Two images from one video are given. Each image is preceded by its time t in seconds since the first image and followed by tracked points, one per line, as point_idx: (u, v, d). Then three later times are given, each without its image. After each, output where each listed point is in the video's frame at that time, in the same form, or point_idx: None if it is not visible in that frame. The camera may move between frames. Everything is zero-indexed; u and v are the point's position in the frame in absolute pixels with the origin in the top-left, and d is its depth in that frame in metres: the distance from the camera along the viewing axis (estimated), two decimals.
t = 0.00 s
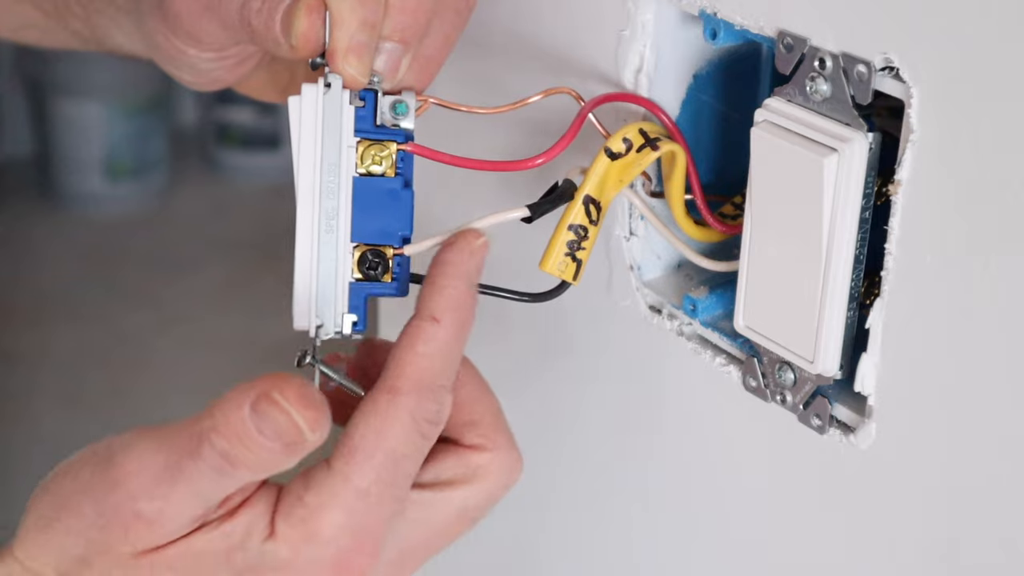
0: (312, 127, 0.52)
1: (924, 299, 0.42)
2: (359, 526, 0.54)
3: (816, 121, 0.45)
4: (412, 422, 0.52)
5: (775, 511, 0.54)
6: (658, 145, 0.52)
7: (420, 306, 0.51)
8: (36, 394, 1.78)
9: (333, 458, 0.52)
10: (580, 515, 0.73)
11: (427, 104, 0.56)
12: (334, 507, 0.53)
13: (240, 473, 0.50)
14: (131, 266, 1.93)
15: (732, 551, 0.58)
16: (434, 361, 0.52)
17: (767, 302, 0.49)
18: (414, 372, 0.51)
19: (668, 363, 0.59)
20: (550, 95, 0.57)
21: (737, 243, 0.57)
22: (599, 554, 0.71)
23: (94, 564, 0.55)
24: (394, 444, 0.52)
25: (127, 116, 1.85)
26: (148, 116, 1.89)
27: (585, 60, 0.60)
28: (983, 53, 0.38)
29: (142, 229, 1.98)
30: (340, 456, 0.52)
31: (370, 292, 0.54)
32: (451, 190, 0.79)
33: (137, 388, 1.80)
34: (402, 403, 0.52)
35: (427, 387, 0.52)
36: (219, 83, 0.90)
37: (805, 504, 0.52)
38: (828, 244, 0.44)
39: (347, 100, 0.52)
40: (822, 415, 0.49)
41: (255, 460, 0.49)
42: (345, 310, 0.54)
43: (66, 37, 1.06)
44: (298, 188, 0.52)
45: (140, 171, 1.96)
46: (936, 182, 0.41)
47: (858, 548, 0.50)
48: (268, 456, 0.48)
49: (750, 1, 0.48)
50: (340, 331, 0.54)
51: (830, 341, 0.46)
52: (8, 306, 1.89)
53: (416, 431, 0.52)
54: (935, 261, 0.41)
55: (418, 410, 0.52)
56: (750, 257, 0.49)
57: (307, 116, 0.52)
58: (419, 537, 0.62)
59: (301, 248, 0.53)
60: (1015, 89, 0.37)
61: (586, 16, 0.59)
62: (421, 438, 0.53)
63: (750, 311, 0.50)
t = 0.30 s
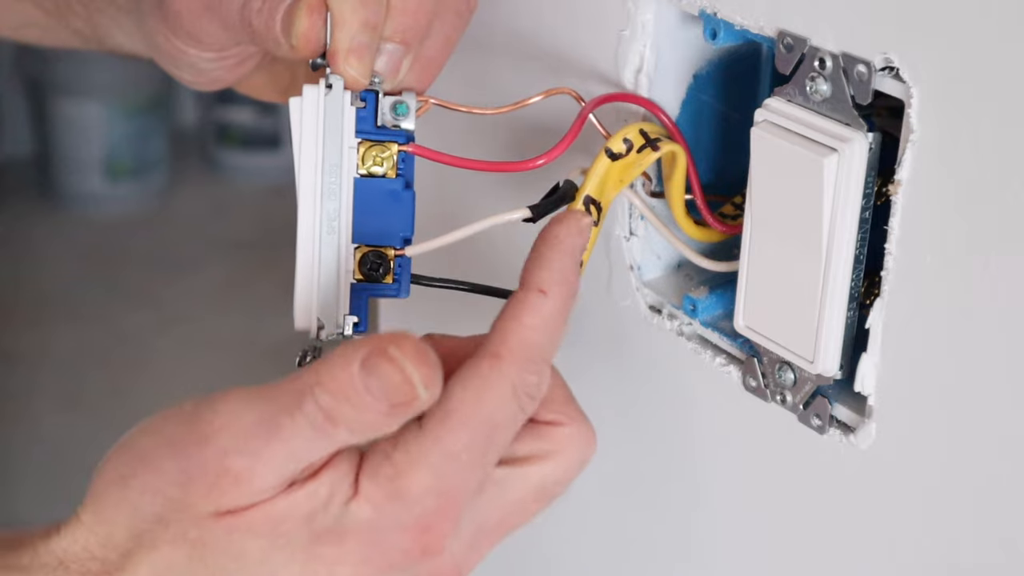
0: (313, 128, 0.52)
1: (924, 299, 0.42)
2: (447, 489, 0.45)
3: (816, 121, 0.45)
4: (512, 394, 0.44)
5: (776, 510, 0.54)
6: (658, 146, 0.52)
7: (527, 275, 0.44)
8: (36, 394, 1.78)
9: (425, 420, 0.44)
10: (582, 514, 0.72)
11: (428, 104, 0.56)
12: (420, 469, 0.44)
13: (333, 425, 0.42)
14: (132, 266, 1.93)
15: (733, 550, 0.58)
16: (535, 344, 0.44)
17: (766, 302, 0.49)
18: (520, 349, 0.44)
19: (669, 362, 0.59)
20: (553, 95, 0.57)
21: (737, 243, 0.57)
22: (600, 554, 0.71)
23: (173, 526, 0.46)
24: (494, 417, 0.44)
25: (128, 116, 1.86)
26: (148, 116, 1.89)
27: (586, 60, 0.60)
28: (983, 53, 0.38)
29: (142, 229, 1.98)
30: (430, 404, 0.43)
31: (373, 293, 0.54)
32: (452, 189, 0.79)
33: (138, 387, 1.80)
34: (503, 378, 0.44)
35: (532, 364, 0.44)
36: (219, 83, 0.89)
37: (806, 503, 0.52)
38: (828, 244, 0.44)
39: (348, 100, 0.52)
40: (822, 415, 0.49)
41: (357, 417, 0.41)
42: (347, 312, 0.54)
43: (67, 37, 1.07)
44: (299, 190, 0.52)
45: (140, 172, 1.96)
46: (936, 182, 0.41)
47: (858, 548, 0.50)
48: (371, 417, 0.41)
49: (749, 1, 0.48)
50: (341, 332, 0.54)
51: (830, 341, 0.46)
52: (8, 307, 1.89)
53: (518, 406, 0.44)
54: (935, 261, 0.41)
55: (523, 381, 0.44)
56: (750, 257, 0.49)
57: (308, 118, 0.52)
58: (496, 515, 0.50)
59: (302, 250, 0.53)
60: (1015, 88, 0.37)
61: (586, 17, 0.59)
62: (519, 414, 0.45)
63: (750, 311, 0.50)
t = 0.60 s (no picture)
0: (312, 129, 0.52)
1: (924, 299, 0.42)
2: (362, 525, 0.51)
3: (816, 121, 0.45)
4: (407, 418, 0.51)
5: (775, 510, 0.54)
6: (658, 146, 0.52)
7: (403, 301, 0.51)
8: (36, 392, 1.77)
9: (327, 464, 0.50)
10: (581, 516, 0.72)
11: (428, 104, 0.56)
12: (330, 511, 0.50)
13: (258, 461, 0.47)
14: (132, 267, 1.93)
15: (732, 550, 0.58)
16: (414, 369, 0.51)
17: (767, 302, 0.49)
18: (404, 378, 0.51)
19: (668, 363, 0.59)
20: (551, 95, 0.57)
21: (737, 244, 0.57)
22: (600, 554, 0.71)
23: (103, 556, 0.52)
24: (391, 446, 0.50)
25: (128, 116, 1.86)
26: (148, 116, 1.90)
27: (585, 61, 0.60)
28: (983, 53, 0.38)
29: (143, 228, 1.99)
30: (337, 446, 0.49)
31: (371, 294, 0.55)
32: (451, 190, 0.79)
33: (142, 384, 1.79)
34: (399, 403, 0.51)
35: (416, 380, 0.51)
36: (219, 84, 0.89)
37: (805, 503, 0.52)
38: (828, 244, 0.44)
39: (348, 102, 0.52)
40: (822, 415, 0.49)
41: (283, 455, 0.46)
42: (346, 313, 0.54)
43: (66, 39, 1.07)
44: (298, 191, 0.52)
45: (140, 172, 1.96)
46: (936, 182, 0.41)
47: (858, 548, 0.50)
48: (294, 453, 0.46)
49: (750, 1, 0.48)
50: (340, 332, 0.54)
51: (830, 341, 0.46)
52: (9, 306, 1.89)
53: (414, 430, 0.51)
54: (935, 261, 0.41)
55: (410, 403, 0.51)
56: (750, 257, 0.49)
57: (308, 118, 0.51)
58: (423, 554, 0.58)
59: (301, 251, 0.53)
60: (1015, 89, 0.37)
61: (585, 18, 0.59)
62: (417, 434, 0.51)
63: (750, 311, 0.50)
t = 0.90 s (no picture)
0: (315, 134, 0.51)
1: (924, 300, 0.42)
2: (282, 567, 0.48)
3: (816, 121, 0.45)
4: (318, 407, 0.48)
5: (775, 510, 0.54)
6: (658, 147, 0.52)
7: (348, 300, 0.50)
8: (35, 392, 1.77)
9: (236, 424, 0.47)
10: (580, 513, 0.72)
11: (430, 105, 0.56)
12: (217, 471, 0.45)
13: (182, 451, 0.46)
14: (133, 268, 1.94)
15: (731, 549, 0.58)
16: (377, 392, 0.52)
17: (767, 303, 0.49)
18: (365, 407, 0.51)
19: (668, 362, 0.59)
20: (549, 96, 0.57)
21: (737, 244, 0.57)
22: (600, 553, 0.71)
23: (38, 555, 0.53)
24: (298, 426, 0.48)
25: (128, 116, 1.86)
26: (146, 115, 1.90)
27: (585, 61, 0.60)
28: (983, 53, 0.38)
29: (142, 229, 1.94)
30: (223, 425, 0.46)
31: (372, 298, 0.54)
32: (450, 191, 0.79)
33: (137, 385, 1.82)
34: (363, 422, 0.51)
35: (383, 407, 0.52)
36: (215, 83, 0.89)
37: (805, 503, 0.52)
38: (828, 244, 0.44)
39: (352, 105, 0.52)
40: (822, 415, 0.49)
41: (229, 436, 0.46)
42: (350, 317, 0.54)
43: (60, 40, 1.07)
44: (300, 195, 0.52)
45: (140, 171, 1.95)
46: (936, 183, 0.41)
47: (858, 548, 0.50)
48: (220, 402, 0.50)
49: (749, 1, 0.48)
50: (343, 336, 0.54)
51: (830, 341, 0.46)
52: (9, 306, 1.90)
53: (323, 418, 0.48)
54: (935, 261, 0.41)
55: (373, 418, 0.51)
56: (750, 257, 0.49)
57: (310, 122, 0.51)
58: None
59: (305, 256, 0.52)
60: (1015, 89, 0.37)
61: (585, 19, 0.59)
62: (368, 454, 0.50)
63: (750, 311, 0.50)
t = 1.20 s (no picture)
0: (326, 207, 0.48)
1: (924, 300, 0.42)
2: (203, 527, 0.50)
3: (816, 121, 0.45)
4: (269, 368, 0.49)
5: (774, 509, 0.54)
6: (661, 175, 0.53)
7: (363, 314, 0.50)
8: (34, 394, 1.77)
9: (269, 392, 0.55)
10: (580, 513, 0.72)
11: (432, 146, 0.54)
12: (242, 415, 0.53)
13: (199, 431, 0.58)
14: (134, 269, 1.95)
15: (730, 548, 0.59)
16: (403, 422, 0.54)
17: (767, 303, 0.49)
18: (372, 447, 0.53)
19: (668, 362, 0.59)
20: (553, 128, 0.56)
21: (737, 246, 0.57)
22: (600, 553, 0.71)
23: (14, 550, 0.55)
24: (257, 422, 0.49)
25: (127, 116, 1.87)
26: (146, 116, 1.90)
27: (584, 63, 0.60)
28: (983, 52, 0.38)
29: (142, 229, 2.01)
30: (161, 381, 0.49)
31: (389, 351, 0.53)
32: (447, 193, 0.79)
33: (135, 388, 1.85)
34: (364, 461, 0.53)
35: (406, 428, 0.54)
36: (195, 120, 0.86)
37: (805, 502, 0.52)
38: (828, 244, 0.44)
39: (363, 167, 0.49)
40: (822, 415, 0.49)
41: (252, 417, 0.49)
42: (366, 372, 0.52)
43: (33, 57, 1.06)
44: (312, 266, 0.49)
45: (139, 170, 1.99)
46: (936, 183, 0.41)
47: (858, 547, 0.50)
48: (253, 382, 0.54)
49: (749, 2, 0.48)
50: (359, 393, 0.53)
51: (830, 341, 0.46)
52: (9, 307, 1.90)
53: (269, 376, 0.49)
54: (935, 261, 0.41)
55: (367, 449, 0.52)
56: (750, 257, 0.49)
57: (321, 197, 0.47)
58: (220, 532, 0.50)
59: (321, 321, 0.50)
60: (1015, 89, 0.37)
61: (584, 22, 0.59)
62: (330, 481, 0.51)
63: (750, 311, 0.50)
